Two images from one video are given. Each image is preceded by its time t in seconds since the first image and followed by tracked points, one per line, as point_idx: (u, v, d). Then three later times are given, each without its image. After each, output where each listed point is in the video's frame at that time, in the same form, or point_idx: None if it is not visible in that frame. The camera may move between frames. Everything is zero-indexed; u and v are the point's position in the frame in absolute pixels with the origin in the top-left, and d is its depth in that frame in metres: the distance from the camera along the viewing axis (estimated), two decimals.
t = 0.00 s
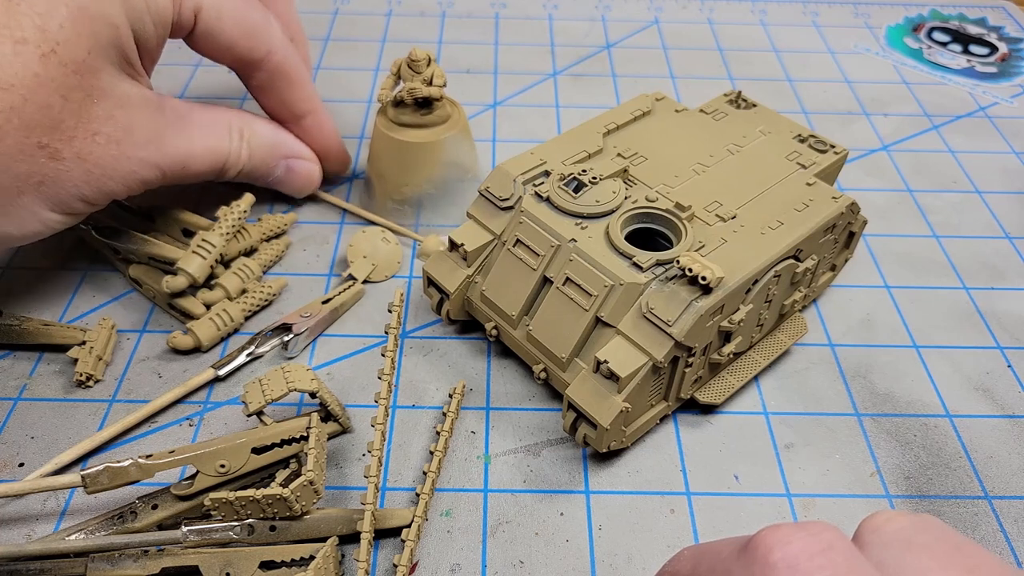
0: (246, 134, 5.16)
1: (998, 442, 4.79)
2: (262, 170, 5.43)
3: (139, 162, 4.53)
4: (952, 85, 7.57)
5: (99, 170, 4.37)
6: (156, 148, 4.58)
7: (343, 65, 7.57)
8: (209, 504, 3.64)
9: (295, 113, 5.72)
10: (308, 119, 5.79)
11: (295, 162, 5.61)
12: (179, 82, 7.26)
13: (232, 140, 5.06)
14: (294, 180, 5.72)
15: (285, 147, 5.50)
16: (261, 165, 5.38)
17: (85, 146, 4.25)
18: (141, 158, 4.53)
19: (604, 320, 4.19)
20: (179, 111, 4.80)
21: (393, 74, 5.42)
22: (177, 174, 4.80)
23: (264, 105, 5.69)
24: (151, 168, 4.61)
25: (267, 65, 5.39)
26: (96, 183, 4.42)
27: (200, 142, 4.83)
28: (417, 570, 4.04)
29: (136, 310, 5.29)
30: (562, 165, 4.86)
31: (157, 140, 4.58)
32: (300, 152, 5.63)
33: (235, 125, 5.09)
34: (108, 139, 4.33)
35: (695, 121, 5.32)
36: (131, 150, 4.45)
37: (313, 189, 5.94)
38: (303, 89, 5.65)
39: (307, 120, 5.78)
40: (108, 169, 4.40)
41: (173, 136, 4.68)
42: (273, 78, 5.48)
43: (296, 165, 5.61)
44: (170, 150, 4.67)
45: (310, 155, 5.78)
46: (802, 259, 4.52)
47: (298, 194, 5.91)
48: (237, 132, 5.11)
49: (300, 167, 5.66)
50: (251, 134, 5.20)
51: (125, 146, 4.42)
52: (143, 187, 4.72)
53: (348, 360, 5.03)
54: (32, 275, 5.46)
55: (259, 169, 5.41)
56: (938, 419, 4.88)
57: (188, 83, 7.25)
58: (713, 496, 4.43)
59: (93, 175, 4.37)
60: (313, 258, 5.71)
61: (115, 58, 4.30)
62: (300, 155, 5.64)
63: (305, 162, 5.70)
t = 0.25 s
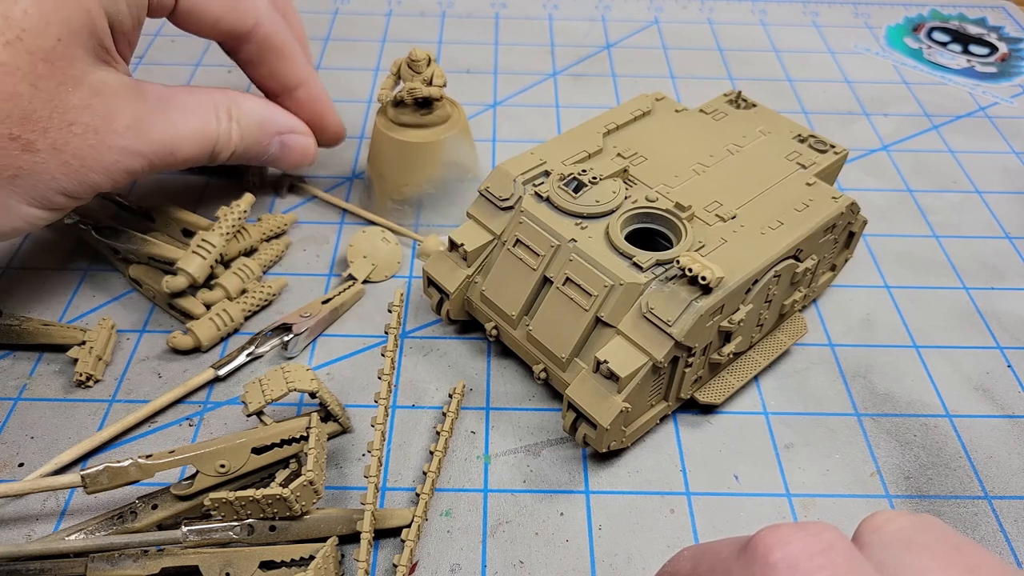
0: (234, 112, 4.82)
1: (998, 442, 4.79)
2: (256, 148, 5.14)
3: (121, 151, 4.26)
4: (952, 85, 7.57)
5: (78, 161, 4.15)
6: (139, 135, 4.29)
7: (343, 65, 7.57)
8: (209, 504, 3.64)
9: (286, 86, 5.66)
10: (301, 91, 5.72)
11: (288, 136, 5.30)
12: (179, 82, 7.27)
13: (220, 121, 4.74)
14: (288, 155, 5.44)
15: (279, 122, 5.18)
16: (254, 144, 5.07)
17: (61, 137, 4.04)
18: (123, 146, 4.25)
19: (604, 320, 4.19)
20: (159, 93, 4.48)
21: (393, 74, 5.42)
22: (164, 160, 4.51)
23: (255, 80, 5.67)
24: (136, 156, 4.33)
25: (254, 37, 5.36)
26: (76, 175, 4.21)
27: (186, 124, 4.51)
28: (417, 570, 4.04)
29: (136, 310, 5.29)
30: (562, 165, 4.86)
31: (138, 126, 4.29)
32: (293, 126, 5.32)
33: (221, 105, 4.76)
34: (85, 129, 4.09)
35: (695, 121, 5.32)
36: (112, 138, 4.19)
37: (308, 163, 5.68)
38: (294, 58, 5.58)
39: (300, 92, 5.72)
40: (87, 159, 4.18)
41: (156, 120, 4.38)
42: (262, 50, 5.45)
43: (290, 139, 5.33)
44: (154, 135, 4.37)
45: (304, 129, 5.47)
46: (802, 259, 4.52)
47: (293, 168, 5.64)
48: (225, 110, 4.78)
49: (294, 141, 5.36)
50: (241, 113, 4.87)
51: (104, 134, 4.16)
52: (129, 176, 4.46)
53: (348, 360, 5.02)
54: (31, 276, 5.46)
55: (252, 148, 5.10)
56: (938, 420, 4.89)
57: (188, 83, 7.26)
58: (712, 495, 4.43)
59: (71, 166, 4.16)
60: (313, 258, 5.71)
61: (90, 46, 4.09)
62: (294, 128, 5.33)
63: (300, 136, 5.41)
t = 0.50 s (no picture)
0: (196, 80, 3.94)
1: (998, 442, 4.79)
2: (216, 118, 4.19)
3: (70, 130, 3.60)
4: (952, 85, 7.57)
5: (26, 144, 3.55)
6: (96, 112, 3.63)
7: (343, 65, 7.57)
8: (209, 504, 3.64)
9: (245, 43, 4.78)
10: (262, 49, 4.86)
11: (254, 101, 4.31)
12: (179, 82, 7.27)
13: (179, 92, 3.88)
14: (250, 121, 4.41)
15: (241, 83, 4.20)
16: (211, 113, 4.11)
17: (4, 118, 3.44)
18: (72, 125, 3.59)
19: (604, 320, 4.19)
20: (113, 60, 3.75)
21: (393, 74, 5.42)
22: (123, 137, 3.80)
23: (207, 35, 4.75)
24: (91, 135, 3.67)
25: None
26: (27, 160, 3.62)
27: (154, 104, 3.79)
28: (417, 570, 4.04)
29: (136, 310, 5.29)
30: (562, 165, 4.86)
31: (94, 101, 3.62)
32: (257, 87, 4.30)
33: (181, 69, 3.89)
34: (33, 108, 3.49)
35: (695, 121, 5.32)
36: (65, 117, 3.57)
37: (272, 127, 4.63)
38: (253, 10, 4.76)
39: (261, 50, 4.85)
40: (37, 141, 3.57)
41: (112, 90, 3.67)
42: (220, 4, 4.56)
43: (255, 104, 4.32)
44: (113, 111, 3.68)
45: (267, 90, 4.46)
46: (802, 259, 4.52)
47: (254, 136, 4.64)
48: (186, 79, 3.91)
49: (261, 107, 4.36)
50: (203, 82, 3.97)
51: (57, 114, 3.55)
52: (87, 157, 3.84)
53: (348, 360, 5.02)
54: (31, 276, 5.46)
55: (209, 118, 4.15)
56: (938, 419, 4.88)
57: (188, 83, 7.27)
58: (712, 495, 4.43)
59: (17, 150, 3.56)
60: (313, 258, 5.70)
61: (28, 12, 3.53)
62: (257, 90, 4.31)
63: (264, 98, 4.39)
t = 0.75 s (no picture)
0: (115, 144, 2.87)
1: (998, 442, 4.79)
2: (143, 187, 3.07)
3: None
4: (952, 85, 7.57)
5: None
6: None
7: (343, 65, 7.57)
8: (209, 504, 3.64)
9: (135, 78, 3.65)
10: (158, 83, 3.72)
11: (190, 163, 3.16)
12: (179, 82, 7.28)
13: (89, 155, 2.80)
14: (190, 192, 3.26)
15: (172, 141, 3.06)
16: (135, 184, 3.01)
17: None
18: None
19: (604, 320, 4.19)
20: None
21: (393, 74, 5.42)
22: None
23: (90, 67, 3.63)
24: None
25: None
26: None
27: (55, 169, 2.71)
28: (417, 570, 4.04)
29: (136, 310, 5.30)
30: (562, 164, 4.86)
31: None
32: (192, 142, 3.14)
33: (92, 126, 2.81)
34: None
35: (695, 121, 5.32)
36: None
37: (217, 194, 3.42)
38: (157, 34, 3.72)
39: (156, 85, 3.71)
40: None
41: None
42: (108, 23, 3.50)
43: (192, 166, 3.16)
44: None
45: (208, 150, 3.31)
46: (802, 259, 4.52)
47: (198, 207, 3.44)
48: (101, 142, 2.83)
49: (200, 170, 3.20)
50: (127, 144, 2.90)
51: None
52: None
53: (348, 360, 5.03)
54: (31, 276, 5.47)
55: (131, 191, 3.04)
56: (938, 420, 4.88)
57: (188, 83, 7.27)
58: (712, 495, 4.43)
59: None
60: (313, 258, 5.71)
61: None
62: (194, 148, 3.17)
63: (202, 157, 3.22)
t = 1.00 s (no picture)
0: (62, 362, 2.85)
1: (998, 442, 4.79)
2: (87, 405, 3.05)
3: None
4: (952, 85, 7.57)
5: None
6: None
7: (343, 65, 7.57)
8: (209, 504, 3.64)
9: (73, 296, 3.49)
10: (97, 300, 3.56)
11: (138, 379, 3.20)
12: (179, 82, 7.28)
13: (36, 377, 2.76)
14: (134, 407, 3.29)
15: (126, 360, 3.11)
16: (80, 402, 2.98)
17: None
18: None
19: (604, 320, 4.18)
20: None
21: (393, 74, 5.42)
22: None
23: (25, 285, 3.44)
24: None
25: (48, 219, 3.32)
26: None
27: None
28: (417, 570, 4.04)
29: (136, 310, 5.29)
30: (562, 165, 4.86)
31: None
32: (145, 360, 3.21)
33: (43, 354, 2.79)
34: None
35: (695, 121, 5.32)
36: None
37: (166, 403, 3.47)
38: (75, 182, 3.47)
39: (96, 302, 3.55)
40: None
41: None
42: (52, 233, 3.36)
43: (143, 382, 3.21)
44: None
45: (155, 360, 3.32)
46: (802, 259, 4.52)
47: (138, 418, 3.45)
48: (47, 365, 2.80)
49: (150, 386, 3.26)
50: (73, 366, 2.89)
51: None
52: None
53: (348, 360, 5.03)
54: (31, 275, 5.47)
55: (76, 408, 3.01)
56: (938, 420, 4.88)
57: (188, 83, 7.27)
58: (712, 495, 4.43)
59: None
60: (313, 258, 5.70)
61: None
62: (147, 364, 3.23)
63: (154, 372, 3.28)
